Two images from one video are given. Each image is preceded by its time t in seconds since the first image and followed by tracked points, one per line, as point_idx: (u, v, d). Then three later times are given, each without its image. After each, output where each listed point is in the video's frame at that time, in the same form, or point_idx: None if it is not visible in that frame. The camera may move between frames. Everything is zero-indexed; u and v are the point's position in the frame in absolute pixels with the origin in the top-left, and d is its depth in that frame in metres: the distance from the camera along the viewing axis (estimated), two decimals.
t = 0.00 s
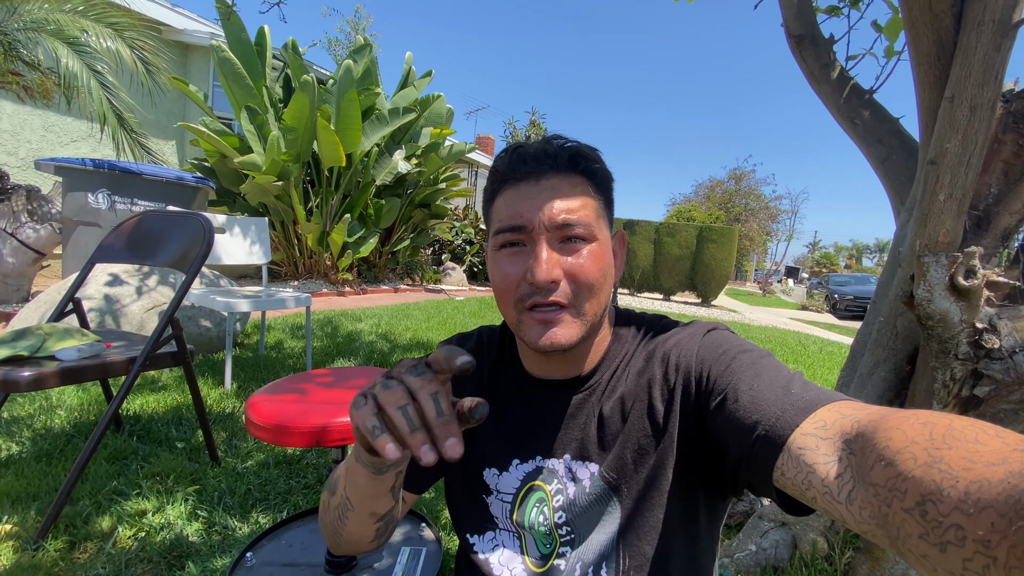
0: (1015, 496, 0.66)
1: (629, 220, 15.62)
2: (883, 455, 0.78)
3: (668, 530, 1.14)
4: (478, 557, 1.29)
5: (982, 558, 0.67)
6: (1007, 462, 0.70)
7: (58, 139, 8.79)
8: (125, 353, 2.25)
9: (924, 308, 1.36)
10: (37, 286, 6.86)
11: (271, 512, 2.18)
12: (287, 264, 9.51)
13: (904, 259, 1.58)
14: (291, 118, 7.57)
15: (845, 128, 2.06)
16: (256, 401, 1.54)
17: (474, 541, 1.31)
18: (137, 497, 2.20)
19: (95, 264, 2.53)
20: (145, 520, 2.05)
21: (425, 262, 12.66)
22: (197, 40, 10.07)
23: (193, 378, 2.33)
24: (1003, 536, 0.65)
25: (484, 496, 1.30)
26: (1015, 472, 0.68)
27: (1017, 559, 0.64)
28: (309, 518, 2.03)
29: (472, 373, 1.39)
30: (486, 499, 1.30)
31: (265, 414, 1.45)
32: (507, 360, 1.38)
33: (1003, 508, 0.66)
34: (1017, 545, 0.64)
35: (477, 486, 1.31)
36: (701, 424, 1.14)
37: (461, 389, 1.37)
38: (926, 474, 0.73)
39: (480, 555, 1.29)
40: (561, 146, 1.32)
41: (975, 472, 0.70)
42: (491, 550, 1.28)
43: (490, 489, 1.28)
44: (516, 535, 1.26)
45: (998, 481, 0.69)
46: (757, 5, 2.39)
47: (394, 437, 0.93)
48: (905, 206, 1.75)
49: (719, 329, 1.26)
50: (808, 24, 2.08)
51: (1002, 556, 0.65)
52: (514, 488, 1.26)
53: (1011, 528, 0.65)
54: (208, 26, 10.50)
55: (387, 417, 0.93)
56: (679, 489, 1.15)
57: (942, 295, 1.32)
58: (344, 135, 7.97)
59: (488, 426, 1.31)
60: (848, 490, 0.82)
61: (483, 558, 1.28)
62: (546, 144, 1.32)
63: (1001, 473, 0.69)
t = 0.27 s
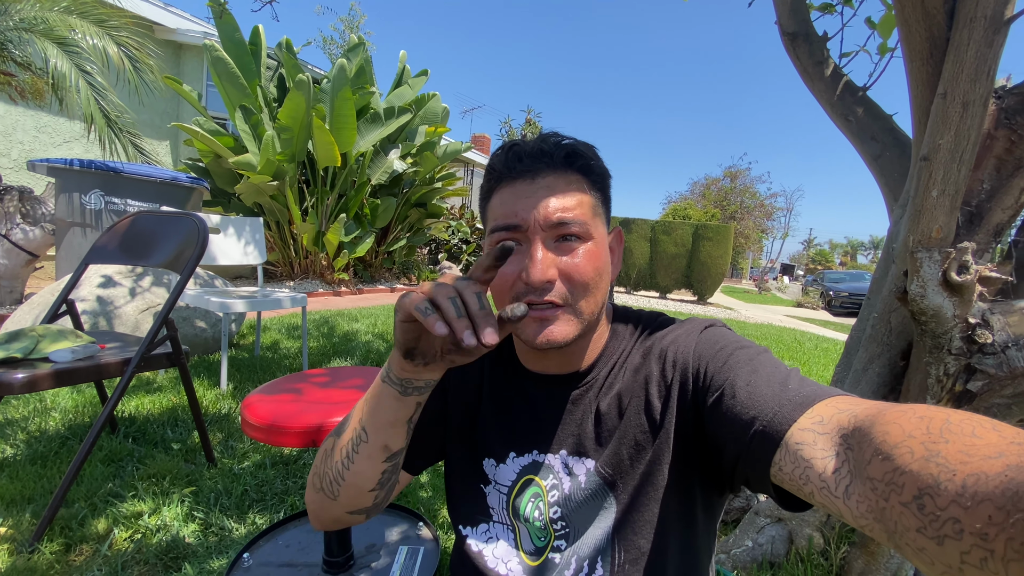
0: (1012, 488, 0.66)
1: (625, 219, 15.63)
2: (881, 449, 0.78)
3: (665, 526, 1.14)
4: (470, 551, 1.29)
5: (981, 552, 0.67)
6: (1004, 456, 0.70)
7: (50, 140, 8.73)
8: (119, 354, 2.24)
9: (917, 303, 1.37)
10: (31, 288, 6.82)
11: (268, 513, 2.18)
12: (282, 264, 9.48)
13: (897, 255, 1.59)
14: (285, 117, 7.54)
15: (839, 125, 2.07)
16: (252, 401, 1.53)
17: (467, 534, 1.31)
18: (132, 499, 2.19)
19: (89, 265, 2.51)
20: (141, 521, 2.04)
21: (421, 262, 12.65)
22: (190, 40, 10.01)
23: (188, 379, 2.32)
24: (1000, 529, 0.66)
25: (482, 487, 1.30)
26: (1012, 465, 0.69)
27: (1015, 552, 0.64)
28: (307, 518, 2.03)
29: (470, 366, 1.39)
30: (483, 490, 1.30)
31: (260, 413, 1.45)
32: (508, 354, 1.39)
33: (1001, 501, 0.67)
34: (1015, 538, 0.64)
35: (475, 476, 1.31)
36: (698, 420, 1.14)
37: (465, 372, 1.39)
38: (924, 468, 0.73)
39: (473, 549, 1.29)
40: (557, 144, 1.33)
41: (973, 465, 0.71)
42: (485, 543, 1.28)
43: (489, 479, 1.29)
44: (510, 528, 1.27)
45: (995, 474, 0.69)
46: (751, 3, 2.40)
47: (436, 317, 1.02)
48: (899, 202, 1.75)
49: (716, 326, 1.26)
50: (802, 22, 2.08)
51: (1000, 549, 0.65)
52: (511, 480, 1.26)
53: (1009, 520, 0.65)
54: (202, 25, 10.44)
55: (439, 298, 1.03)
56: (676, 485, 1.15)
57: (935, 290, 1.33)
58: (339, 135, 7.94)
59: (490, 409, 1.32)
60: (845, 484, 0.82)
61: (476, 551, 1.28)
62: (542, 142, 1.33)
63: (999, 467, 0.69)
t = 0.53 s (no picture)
0: (1011, 474, 0.66)
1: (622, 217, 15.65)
2: (880, 437, 0.79)
3: (665, 516, 1.15)
4: (470, 543, 1.29)
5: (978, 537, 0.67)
6: (1004, 442, 0.70)
7: (44, 141, 8.69)
8: (116, 352, 2.23)
9: (911, 292, 1.38)
10: (27, 289, 6.80)
11: (266, 510, 2.17)
12: (279, 264, 9.47)
13: (892, 245, 1.59)
14: (283, 117, 7.56)
15: (833, 118, 2.08)
16: (250, 396, 1.53)
17: (468, 527, 1.31)
18: (130, 497, 2.19)
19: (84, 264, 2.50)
20: (140, 519, 2.04)
21: (419, 261, 12.64)
22: (184, 39, 9.97)
23: (186, 377, 2.31)
24: (999, 514, 0.66)
25: (483, 480, 1.30)
26: (1012, 452, 0.68)
27: (1013, 536, 0.64)
28: (305, 514, 2.03)
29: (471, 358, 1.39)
30: (483, 483, 1.30)
31: (257, 408, 1.45)
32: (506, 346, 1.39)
33: (999, 486, 0.67)
34: (1013, 522, 0.64)
35: (476, 470, 1.31)
36: (698, 410, 1.15)
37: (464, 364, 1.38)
38: (923, 455, 0.74)
39: (473, 541, 1.29)
40: (558, 134, 1.33)
41: (972, 451, 0.71)
42: (486, 536, 1.28)
43: (489, 472, 1.29)
44: (510, 520, 1.27)
45: (994, 460, 0.69)
46: None
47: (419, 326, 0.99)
48: (893, 194, 1.76)
49: (715, 317, 1.27)
50: (797, 15, 2.09)
51: (997, 534, 0.65)
52: (511, 472, 1.27)
53: (1006, 505, 0.65)
54: (196, 25, 10.40)
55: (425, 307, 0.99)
56: (676, 475, 1.16)
57: (929, 279, 1.34)
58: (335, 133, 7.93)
59: (490, 401, 1.32)
60: (845, 472, 0.83)
61: (476, 543, 1.28)
62: (543, 132, 1.33)
63: (997, 453, 0.69)
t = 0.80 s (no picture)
0: (997, 491, 0.68)
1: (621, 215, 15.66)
2: (870, 451, 0.80)
3: (658, 524, 1.16)
4: (464, 548, 1.31)
5: (963, 551, 0.69)
6: (990, 458, 0.72)
7: (41, 145, 8.68)
8: (113, 358, 2.24)
9: (900, 296, 1.40)
10: (25, 294, 6.80)
11: (265, 514, 2.19)
12: (278, 266, 9.47)
13: (882, 249, 1.61)
14: (280, 121, 7.54)
15: (825, 120, 2.09)
16: (246, 403, 1.55)
17: (462, 531, 1.32)
18: (130, 503, 2.20)
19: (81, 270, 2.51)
20: (139, 525, 2.05)
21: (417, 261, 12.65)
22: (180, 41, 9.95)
23: (184, 383, 2.33)
24: (984, 529, 0.68)
25: (477, 483, 1.32)
26: (997, 468, 0.70)
27: (996, 552, 0.67)
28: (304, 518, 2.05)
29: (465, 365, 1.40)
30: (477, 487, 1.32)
31: (254, 415, 1.46)
32: (502, 353, 1.39)
33: (985, 502, 0.68)
34: (996, 538, 0.67)
35: (471, 474, 1.33)
36: (692, 419, 1.16)
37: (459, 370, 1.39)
38: (912, 470, 0.75)
39: (467, 546, 1.30)
40: (550, 144, 1.32)
41: (959, 467, 0.72)
42: (479, 541, 1.30)
43: (483, 476, 1.31)
44: (504, 525, 1.28)
45: (980, 476, 0.71)
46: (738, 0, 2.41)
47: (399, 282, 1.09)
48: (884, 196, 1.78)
49: (710, 325, 1.28)
50: (788, 18, 2.10)
51: (981, 548, 0.68)
52: (505, 478, 1.28)
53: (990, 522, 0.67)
54: (192, 27, 10.39)
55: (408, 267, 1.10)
56: (669, 483, 1.18)
57: (918, 283, 1.35)
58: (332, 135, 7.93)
59: (485, 406, 1.33)
60: (835, 484, 0.85)
61: (470, 548, 1.30)
62: (533, 143, 1.33)
63: (984, 469, 0.71)
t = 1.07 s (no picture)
0: (1013, 497, 0.67)
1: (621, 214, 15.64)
2: (879, 453, 0.79)
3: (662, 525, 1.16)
4: (473, 552, 1.31)
5: (977, 558, 0.68)
6: (1006, 464, 0.71)
7: (41, 146, 8.69)
8: (114, 360, 2.24)
9: (903, 292, 1.39)
10: (25, 295, 6.81)
11: (266, 515, 2.19)
12: (278, 266, 9.47)
13: (885, 245, 1.60)
14: (278, 120, 7.52)
15: (826, 116, 2.08)
16: (247, 404, 1.54)
17: (470, 535, 1.32)
18: (131, 504, 2.20)
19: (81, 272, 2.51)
20: (140, 526, 2.05)
21: (418, 261, 12.65)
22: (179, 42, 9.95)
23: (184, 383, 2.32)
24: (999, 537, 0.67)
25: (478, 491, 1.32)
26: (1013, 474, 0.69)
27: (1013, 560, 0.65)
28: (305, 518, 2.04)
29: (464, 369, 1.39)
30: (479, 494, 1.32)
31: (254, 416, 1.45)
32: (501, 354, 1.38)
33: (1000, 509, 0.67)
34: (1013, 545, 0.65)
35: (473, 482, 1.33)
36: (695, 418, 1.15)
37: (456, 378, 1.39)
38: (923, 473, 0.74)
39: (476, 549, 1.30)
40: (557, 141, 1.30)
41: (973, 472, 0.72)
42: (488, 544, 1.29)
43: (485, 482, 1.31)
44: (511, 529, 1.28)
45: (995, 483, 0.70)
46: None
47: (429, 437, 0.93)
48: (886, 192, 1.77)
49: (713, 324, 1.27)
50: (788, 14, 2.09)
51: (997, 556, 0.66)
52: (509, 480, 1.27)
53: (1008, 529, 0.66)
54: (191, 27, 10.39)
55: (444, 414, 0.95)
56: (672, 484, 1.17)
57: (921, 279, 1.34)
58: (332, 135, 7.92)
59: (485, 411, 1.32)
60: (842, 486, 0.84)
61: (479, 552, 1.29)
62: (541, 140, 1.31)
63: (999, 474, 0.70)
